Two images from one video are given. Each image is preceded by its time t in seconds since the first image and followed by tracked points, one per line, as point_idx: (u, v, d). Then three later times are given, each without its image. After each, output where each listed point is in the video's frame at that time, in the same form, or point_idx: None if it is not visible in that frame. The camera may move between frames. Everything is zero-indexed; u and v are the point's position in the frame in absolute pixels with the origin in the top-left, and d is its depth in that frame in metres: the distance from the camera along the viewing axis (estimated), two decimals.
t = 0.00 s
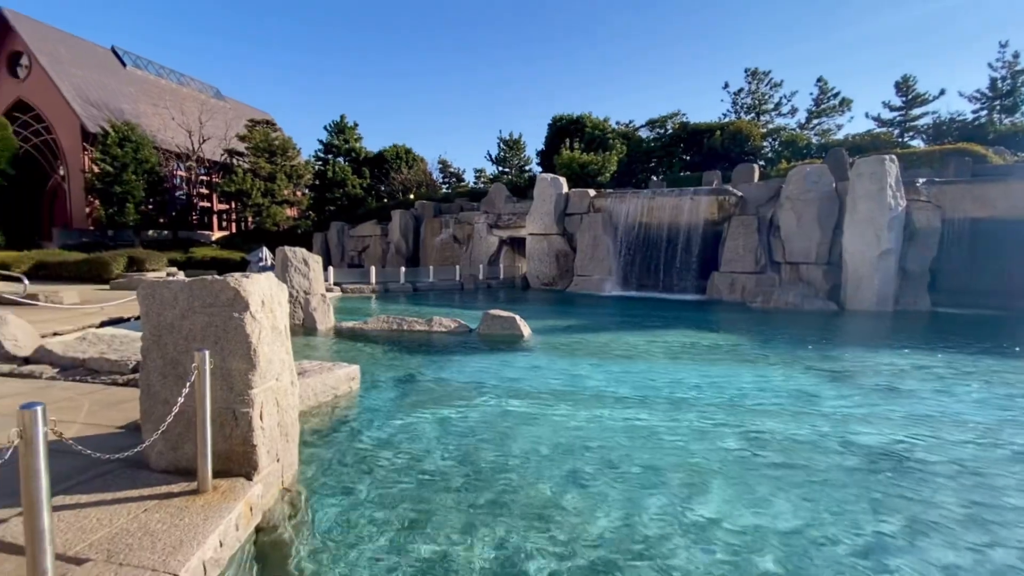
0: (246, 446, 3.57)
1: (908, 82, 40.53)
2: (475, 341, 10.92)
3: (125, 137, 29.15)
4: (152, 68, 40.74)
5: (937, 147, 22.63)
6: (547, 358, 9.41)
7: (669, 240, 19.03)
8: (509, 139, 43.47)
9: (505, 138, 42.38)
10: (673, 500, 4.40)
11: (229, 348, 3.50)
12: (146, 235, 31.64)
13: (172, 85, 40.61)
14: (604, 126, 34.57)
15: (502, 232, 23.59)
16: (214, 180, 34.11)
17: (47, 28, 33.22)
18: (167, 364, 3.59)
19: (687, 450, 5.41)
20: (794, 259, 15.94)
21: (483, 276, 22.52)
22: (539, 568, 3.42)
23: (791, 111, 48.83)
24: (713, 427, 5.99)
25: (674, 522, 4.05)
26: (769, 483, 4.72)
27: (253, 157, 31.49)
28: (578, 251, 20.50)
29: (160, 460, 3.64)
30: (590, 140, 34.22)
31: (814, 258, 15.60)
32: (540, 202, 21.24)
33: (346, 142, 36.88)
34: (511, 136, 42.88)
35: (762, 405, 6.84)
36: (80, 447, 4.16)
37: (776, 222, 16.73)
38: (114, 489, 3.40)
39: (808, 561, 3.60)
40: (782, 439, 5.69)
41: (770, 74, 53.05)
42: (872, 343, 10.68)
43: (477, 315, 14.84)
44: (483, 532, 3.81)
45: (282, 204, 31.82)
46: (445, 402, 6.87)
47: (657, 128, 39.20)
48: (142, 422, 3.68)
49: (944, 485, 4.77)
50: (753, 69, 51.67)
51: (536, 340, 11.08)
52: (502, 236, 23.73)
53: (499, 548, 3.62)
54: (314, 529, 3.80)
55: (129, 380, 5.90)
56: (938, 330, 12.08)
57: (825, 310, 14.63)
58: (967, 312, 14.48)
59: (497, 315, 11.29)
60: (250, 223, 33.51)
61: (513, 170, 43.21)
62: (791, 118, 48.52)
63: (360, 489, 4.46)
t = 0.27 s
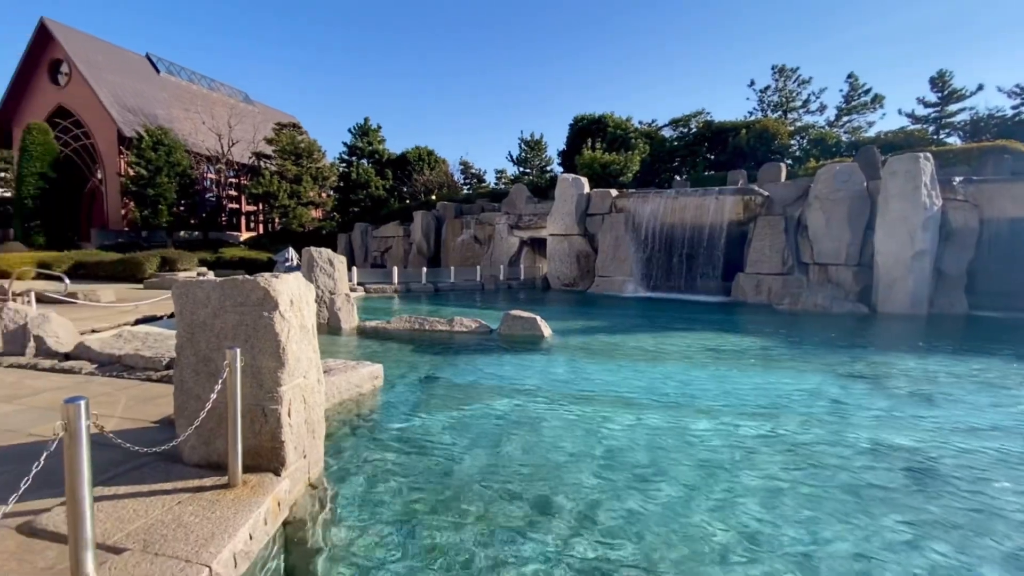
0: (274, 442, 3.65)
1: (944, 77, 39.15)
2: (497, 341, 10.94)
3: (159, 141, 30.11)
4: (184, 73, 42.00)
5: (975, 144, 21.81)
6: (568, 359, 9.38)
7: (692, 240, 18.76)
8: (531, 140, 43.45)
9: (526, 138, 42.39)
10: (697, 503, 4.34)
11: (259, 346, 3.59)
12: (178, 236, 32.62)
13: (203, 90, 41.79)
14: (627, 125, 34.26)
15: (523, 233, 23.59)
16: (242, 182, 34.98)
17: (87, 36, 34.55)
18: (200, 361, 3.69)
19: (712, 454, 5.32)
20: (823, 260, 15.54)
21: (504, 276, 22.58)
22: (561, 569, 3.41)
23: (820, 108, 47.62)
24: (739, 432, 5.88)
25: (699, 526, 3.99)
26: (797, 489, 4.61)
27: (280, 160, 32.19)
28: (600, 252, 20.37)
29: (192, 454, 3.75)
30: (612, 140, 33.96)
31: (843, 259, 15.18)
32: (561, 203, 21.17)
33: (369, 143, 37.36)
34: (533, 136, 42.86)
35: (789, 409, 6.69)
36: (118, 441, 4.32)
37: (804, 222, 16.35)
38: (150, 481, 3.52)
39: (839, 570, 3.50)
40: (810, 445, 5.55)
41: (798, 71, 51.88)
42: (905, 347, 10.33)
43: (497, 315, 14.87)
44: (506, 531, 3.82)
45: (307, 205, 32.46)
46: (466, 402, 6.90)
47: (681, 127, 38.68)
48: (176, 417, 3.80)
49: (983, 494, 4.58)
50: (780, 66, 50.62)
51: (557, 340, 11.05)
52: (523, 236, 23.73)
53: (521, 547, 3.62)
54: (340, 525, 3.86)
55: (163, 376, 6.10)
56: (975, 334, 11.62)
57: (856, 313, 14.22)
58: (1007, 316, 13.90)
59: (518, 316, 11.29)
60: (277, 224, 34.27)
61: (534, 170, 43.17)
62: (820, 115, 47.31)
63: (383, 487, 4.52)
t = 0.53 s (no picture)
0: (294, 439, 3.71)
1: (973, 73, 38.04)
2: (512, 341, 10.95)
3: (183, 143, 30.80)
4: (207, 77, 42.91)
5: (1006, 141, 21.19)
6: (584, 360, 9.36)
7: (711, 240, 18.54)
8: (547, 140, 43.41)
9: (542, 139, 42.36)
10: (716, 506, 4.28)
11: (281, 344, 3.65)
12: (201, 236, 33.33)
13: (225, 93, 42.64)
14: (644, 125, 34.02)
15: (539, 233, 23.59)
16: (263, 184, 35.63)
17: (115, 42, 35.53)
18: (223, 358, 3.77)
19: (730, 456, 5.25)
20: (846, 261, 15.23)
21: (519, 277, 22.59)
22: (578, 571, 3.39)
23: (843, 106, 46.69)
24: (758, 435, 5.79)
25: (719, 529, 3.93)
26: (819, 494, 4.52)
27: (299, 161, 32.69)
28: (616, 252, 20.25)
29: (216, 450, 3.83)
30: (629, 139, 33.74)
31: (867, 260, 14.84)
32: (578, 203, 21.09)
33: (387, 145, 37.69)
34: (549, 137, 42.80)
35: (810, 413, 6.56)
36: (145, 435, 4.44)
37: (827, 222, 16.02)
38: (174, 476, 3.61)
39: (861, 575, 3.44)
40: (833, 449, 5.44)
41: (820, 68, 50.93)
42: (932, 350, 10.06)
43: (513, 316, 14.89)
44: (522, 530, 3.83)
45: (326, 206, 32.92)
46: (481, 401, 6.93)
47: (699, 126, 38.28)
48: (200, 413, 3.88)
49: (1016, 502, 4.44)
50: (801, 63, 49.74)
51: (573, 341, 11.02)
52: (539, 237, 23.72)
53: (538, 548, 3.62)
54: (358, 522, 3.90)
55: (187, 372, 6.24)
56: (1005, 338, 11.26)
57: (880, 315, 13.88)
58: None
59: (534, 316, 11.29)
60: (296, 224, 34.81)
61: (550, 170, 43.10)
62: (843, 113, 46.39)
63: (400, 485, 4.55)
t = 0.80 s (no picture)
0: (309, 437, 3.75)
1: (994, 70, 37.27)
2: (523, 341, 10.96)
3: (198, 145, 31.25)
4: (223, 80, 43.49)
5: None
6: (595, 360, 9.34)
7: (723, 241, 18.38)
8: (558, 140, 43.36)
9: (554, 138, 42.34)
10: (729, 509, 4.25)
11: (295, 343, 3.69)
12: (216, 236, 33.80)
13: (240, 95, 43.17)
14: (656, 124, 33.82)
15: (550, 233, 23.57)
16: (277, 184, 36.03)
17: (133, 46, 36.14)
18: (239, 357, 3.82)
19: (744, 459, 5.20)
20: (862, 262, 15.00)
21: (530, 277, 22.59)
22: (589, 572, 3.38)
23: (859, 105, 46.03)
24: (771, 437, 5.73)
25: (732, 532, 3.90)
26: (834, 497, 4.47)
27: (313, 162, 32.99)
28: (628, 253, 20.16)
29: (232, 447, 3.88)
30: (641, 139, 33.56)
31: (884, 261, 14.61)
32: (589, 203, 21.03)
33: (398, 146, 37.88)
34: (560, 137, 42.78)
35: (825, 416, 6.48)
36: (164, 432, 4.52)
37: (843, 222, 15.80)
38: (192, 472, 3.67)
39: None
40: (848, 453, 5.36)
41: (836, 67, 50.23)
42: (950, 353, 9.89)
43: (524, 316, 14.89)
44: (534, 531, 3.84)
45: (339, 206, 33.22)
46: (492, 401, 6.96)
47: (712, 126, 37.98)
48: (217, 411, 3.94)
49: None
50: (816, 62, 49.11)
51: (584, 341, 11.00)
52: (550, 237, 23.70)
53: (548, 549, 3.62)
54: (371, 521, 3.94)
55: (204, 370, 6.34)
56: None
57: (897, 317, 13.66)
58: None
59: (545, 316, 11.29)
60: (309, 224, 35.16)
61: (561, 170, 43.03)
62: (859, 112, 45.74)
63: (413, 485, 4.57)
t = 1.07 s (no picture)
0: (317, 435, 3.77)
1: (1005, 68, 36.83)
2: (529, 341, 10.96)
3: (207, 145, 31.49)
4: (231, 80, 43.76)
5: None
6: (601, 360, 9.33)
7: (730, 241, 18.29)
8: (564, 139, 43.33)
9: (560, 138, 42.31)
10: (737, 510, 4.22)
11: (304, 341, 3.72)
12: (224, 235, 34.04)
13: (248, 95, 43.44)
14: (663, 124, 33.71)
15: (556, 233, 23.55)
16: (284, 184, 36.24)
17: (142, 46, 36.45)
18: (248, 355, 3.85)
19: (752, 459, 5.18)
20: (871, 262, 14.88)
21: (536, 276, 22.59)
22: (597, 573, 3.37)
23: (868, 104, 45.63)
24: (779, 438, 5.70)
25: (741, 534, 3.86)
26: (844, 498, 4.44)
27: (320, 162, 33.15)
28: (634, 253, 20.11)
29: (240, 445, 3.91)
30: (648, 139, 33.45)
31: (893, 261, 14.47)
32: (596, 203, 20.99)
33: (405, 145, 37.97)
34: (567, 136, 42.75)
35: (835, 417, 6.43)
36: (174, 430, 4.57)
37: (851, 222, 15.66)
38: (202, 470, 3.70)
39: None
40: (859, 455, 5.31)
41: (845, 65, 49.80)
42: (961, 354, 9.79)
43: (530, 316, 14.89)
44: (539, 530, 3.85)
45: (345, 206, 33.37)
46: (498, 400, 6.97)
47: (719, 125, 37.81)
48: (226, 409, 3.97)
49: None
50: (825, 60, 48.73)
51: (589, 341, 10.99)
52: (556, 236, 23.68)
53: (555, 550, 3.61)
54: (378, 519, 3.95)
55: (213, 369, 6.40)
56: None
57: (907, 318, 13.54)
58: None
59: (551, 316, 11.29)
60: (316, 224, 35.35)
61: (567, 170, 42.99)
62: (868, 111, 45.33)
63: (420, 483, 4.59)
